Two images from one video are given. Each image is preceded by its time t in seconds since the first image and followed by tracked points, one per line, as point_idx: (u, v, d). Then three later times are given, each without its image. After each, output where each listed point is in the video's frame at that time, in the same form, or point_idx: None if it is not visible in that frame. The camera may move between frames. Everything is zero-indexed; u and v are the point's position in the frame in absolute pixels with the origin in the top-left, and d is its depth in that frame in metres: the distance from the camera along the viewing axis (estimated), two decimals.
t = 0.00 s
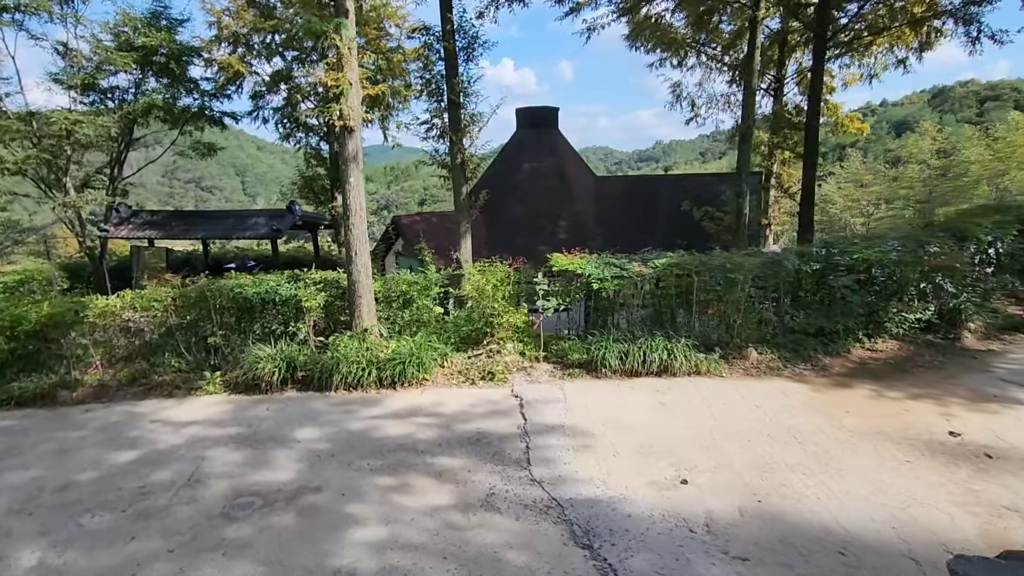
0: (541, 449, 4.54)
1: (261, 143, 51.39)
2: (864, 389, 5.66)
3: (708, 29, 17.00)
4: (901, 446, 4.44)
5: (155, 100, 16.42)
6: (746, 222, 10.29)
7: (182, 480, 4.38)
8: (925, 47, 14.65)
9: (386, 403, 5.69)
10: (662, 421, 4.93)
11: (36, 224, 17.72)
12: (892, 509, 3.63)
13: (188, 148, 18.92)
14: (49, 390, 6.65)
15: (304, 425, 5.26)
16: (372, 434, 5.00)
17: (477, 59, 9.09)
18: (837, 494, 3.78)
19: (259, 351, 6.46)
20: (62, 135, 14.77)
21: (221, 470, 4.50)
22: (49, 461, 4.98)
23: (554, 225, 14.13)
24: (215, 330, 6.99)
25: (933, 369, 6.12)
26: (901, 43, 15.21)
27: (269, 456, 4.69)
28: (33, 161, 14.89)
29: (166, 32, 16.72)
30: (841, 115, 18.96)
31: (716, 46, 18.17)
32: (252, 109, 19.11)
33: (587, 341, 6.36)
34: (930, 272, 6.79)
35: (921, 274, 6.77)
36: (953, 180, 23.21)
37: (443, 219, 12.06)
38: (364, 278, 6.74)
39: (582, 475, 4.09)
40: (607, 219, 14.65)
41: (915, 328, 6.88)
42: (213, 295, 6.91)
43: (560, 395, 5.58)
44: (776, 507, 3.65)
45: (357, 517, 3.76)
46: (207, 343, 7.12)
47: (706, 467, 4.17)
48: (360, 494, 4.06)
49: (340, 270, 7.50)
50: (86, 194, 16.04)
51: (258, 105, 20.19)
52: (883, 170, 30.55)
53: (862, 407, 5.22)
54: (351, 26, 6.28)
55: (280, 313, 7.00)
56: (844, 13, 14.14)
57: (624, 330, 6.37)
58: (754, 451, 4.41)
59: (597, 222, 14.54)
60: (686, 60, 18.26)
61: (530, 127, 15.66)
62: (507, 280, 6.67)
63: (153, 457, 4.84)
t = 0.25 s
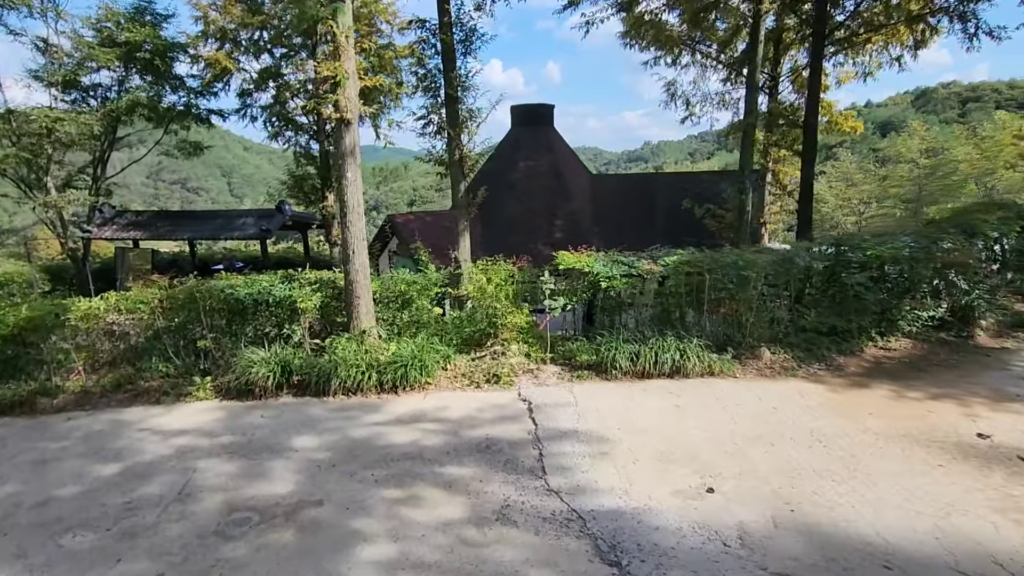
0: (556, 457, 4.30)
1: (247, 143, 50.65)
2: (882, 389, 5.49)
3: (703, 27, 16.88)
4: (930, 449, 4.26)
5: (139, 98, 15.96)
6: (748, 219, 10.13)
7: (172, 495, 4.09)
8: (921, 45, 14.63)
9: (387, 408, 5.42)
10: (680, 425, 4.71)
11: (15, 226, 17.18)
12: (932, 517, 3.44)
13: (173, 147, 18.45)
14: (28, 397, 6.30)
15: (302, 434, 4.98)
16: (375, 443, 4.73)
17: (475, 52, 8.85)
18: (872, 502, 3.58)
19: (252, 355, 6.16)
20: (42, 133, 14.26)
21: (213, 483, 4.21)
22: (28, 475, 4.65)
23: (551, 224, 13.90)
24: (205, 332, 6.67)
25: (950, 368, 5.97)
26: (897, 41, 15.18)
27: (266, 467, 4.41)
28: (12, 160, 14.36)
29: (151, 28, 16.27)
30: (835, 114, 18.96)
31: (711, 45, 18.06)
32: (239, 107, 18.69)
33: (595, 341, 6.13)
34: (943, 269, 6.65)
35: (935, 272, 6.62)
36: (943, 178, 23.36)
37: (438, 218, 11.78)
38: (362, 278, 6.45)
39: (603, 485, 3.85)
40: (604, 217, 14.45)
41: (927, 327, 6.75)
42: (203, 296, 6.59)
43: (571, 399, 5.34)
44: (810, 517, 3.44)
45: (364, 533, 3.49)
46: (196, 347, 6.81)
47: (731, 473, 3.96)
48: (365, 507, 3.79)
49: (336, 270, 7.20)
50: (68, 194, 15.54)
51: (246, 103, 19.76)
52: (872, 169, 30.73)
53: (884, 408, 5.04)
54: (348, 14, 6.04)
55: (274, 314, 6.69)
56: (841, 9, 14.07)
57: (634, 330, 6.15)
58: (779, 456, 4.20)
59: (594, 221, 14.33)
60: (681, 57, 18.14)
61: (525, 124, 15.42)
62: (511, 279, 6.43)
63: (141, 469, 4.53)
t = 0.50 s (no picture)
0: (571, 465, 4.16)
1: (238, 143, 50.11)
2: (897, 391, 5.40)
3: (700, 26, 16.80)
4: (953, 453, 4.17)
5: (129, 96, 15.63)
6: (752, 219, 10.11)
7: (172, 508, 3.92)
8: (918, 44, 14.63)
9: (393, 415, 5.26)
10: (695, 431, 4.59)
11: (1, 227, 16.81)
12: (963, 526, 3.34)
13: (164, 146, 18.13)
14: (17, 405, 6.07)
15: (305, 442, 4.81)
16: (382, 451, 4.58)
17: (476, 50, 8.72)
18: (901, 511, 3.47)
19: (251, 359, 5.97)
20: (29, 132, 13.88)
21: (214, 495, 4.04)
22: (18, 487, 4.45)
23: (550, 224, 13.77)
24: (201, 336, 6.47)
25: (963, 369, 5.90)
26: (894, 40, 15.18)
27: (269, 478, 4.24)
28: None
29: (140, 24, 15.95)
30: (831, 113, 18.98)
31: (707, 44, 18.00)
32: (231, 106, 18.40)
33: (603, 343, 6.01)
34: (954, 269, 6.58)
35: (945, 271, 6.55)
36: (934, 177, 23.58)
37: (435, 217, 11.60)
38: (364, 280, 6.29)
39: (621, 494, 3.72)
40: (603, 217, 14.33)
41: (936, 327, 6.69)
42: (199, 299, 6.39)
43: (581, 403, 5.21)
44: (840, 527, 3.33)
45: (375, 549, 3.34)
46: (192, 352, 6.61)
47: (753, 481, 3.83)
48: (375, 520, 3.64)
49: (336, 272, 7.03)
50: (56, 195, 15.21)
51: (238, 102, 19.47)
52: (865, 169, 30.86)
53: (900, 411, 4.96)
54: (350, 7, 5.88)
55: (273, 318, 6.50)
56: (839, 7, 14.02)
57: (643, 332, 6.03)
58: (799, 462, 4.09)
59: (594, 221, 14.21)
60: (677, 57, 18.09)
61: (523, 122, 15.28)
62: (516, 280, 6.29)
63: (137, 481, 4.35)
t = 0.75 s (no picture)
0: (590, 472, 3.99)
1: (228, 143, 49.58)
2: (915, 392, 5.29)
3: (697, 25, 16.74)
4: (982, 455, 4.04)
5: (118, 94, 15.31)
6: (756, 217, 10.08)
7: (171, 521, 3.71)
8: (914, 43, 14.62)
9: (400, 420, 5.08)
10: (715, 434, 4.45)
11: None
12: (1003, 533, 3.20)
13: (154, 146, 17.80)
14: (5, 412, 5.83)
15: (309, 449, 4.63)
16: (391, 458, 4.40)
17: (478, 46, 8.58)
18: (938, 517, 3.34)
19: (250, 363, 5.77)
20: (16, 131, 13.52)
21: (216, 506, 3.84)
22: (7, 500, 4.23)
23: (549, 223, 13.62)
24: (198, 339, 6.25)
25: (979, 368, 5.81)
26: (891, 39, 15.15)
27: (273, 488, 4.05)
28: None
29: (130, 21, 15.63)
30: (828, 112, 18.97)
31: (704, 43, 17.94)
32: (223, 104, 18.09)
33: (614, 344, 5.86)
34: (967, 266, 6.50)
35: (958, 269, 6.47)
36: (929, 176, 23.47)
37: (433, 216, 11.40)
38: (368, 280, 6.11)
39: (645, 503, 3.57)
40: (602, 216, 14.20)
41: (949, 325, 6.62)
42: (195, 300, 6.18)
43: (595, 406, 5.06)
44: (877, 537, 3.18)
45: (389, 564, 3.16)
46: (188, 355, 6.39)
47: (781, 488, 3.69)
48: (388, 532, 3.46)
49: (338, 272, 6.84)
50: (43, 195, 14.86)
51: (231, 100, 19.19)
52: (857, 169, 31.01)
53: (921, 412, 4.84)
54: None
55: (273, 320, 6.29)
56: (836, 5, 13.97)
57: (654, 333, 5.89)
58: (825, 466, 3.95)
59: (593, 220, 14.07)
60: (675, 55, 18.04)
61: (520, 122, 15.07)
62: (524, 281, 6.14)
63: (134, 492, 4.14)
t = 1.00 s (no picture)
0: (611, 479, 3.85)
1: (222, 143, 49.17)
2: (936, 393, 5.18)
3: (698, 23, 16.63)
4: (1014, 460, 3.92)
5: (112, 94, 15.06)
6: (763, 215, 10.02)
7: (176, 534, 3.54)
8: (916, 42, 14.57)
9: (410, 426, 4.92)
10: (737, 439, 4.32)
11: None
12: None
13: (148, 146, 17.55)
14: None
15: (317, 457, 4.47)
16: (403, 466, 4.25)
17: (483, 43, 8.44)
18: (977, 526, 3.21)
19: (253, 368, 5.60)
20: (9, 131, 13.23)
21: (222, 519, 3.68)
22: (2, 512, 4.06)
23: (551, 223, 13.47)
24: (198, 343, 6.08)
25: (997, 369, 5.71)
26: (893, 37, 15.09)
27: (281, 499, 3.89)
28: None
29: (124, 19, 15.38)
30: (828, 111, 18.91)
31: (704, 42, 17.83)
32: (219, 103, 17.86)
33: (627, 346, 5.72)
34: (983, 265, 6.41)
35: (974, 268, 6.37)
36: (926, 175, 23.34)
37: (434, 215, 11.24)
38: (373, 281, 5.94)
39: (671, 512, 3.43)
40: (605, 216, 14.04)
41: (964, 325, 6.54)
42: (196, 303, 6.00)
43: (610, 410, 4.92)
44: (916, 547, 3.05)
45: None
46: (188, 359, 6.22)
47: (811, 495, 3.56)
48: (405, 545, 3.31)
49: (341, 273, 6.67)
50: (36, 196, 14.60)
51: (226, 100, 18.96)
52: (854, 168, 31.03)
53: (945, 414, 4.73)
54: None
55: (275, 323, 6.12)
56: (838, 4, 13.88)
57: (668, 334, 5.75)
58: (853, 472, 3.83)
59: (595, 219, 13.91)
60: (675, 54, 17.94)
61: (520, 121, 14.93)
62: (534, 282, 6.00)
63: (135, 504, 3.97)
